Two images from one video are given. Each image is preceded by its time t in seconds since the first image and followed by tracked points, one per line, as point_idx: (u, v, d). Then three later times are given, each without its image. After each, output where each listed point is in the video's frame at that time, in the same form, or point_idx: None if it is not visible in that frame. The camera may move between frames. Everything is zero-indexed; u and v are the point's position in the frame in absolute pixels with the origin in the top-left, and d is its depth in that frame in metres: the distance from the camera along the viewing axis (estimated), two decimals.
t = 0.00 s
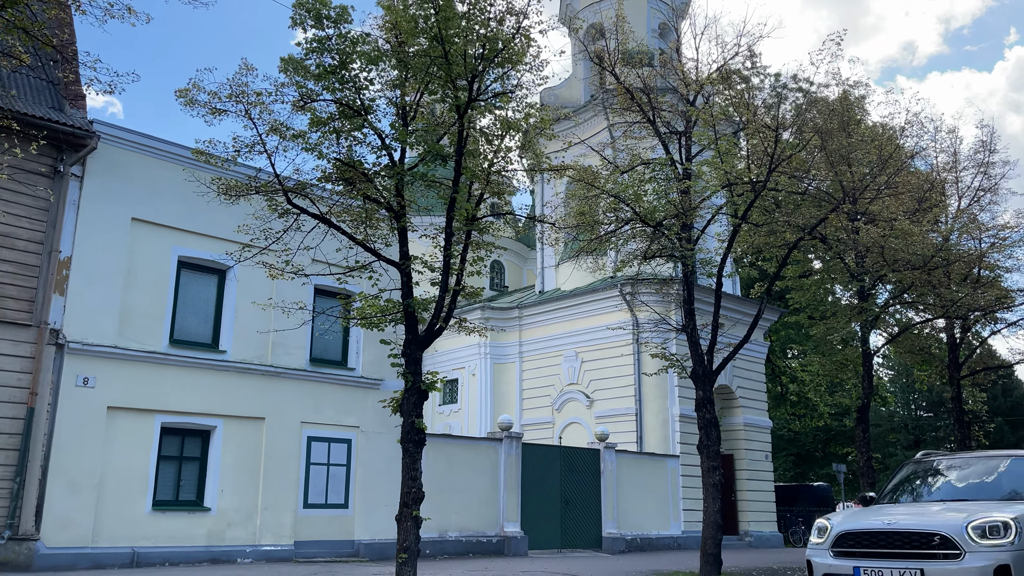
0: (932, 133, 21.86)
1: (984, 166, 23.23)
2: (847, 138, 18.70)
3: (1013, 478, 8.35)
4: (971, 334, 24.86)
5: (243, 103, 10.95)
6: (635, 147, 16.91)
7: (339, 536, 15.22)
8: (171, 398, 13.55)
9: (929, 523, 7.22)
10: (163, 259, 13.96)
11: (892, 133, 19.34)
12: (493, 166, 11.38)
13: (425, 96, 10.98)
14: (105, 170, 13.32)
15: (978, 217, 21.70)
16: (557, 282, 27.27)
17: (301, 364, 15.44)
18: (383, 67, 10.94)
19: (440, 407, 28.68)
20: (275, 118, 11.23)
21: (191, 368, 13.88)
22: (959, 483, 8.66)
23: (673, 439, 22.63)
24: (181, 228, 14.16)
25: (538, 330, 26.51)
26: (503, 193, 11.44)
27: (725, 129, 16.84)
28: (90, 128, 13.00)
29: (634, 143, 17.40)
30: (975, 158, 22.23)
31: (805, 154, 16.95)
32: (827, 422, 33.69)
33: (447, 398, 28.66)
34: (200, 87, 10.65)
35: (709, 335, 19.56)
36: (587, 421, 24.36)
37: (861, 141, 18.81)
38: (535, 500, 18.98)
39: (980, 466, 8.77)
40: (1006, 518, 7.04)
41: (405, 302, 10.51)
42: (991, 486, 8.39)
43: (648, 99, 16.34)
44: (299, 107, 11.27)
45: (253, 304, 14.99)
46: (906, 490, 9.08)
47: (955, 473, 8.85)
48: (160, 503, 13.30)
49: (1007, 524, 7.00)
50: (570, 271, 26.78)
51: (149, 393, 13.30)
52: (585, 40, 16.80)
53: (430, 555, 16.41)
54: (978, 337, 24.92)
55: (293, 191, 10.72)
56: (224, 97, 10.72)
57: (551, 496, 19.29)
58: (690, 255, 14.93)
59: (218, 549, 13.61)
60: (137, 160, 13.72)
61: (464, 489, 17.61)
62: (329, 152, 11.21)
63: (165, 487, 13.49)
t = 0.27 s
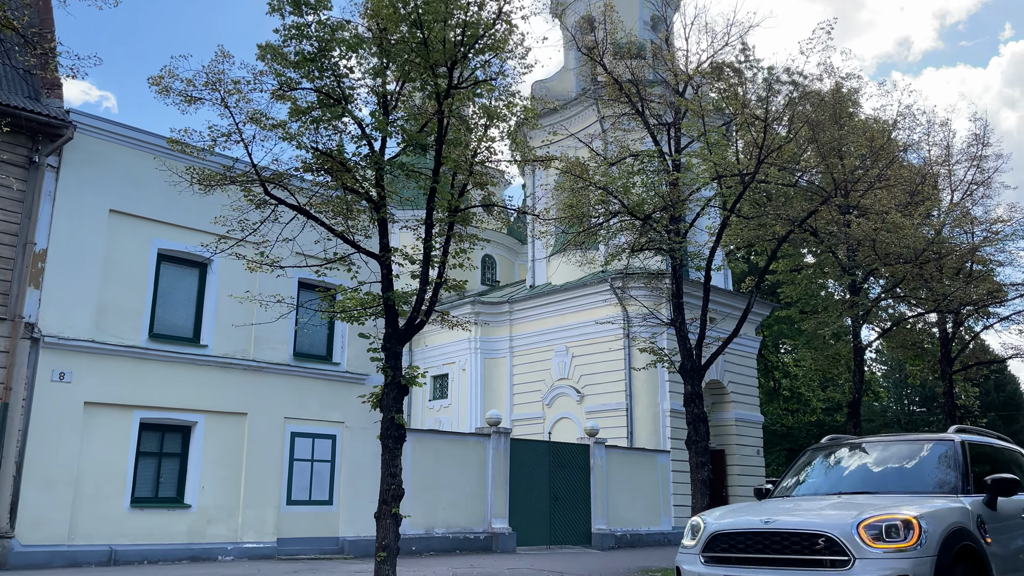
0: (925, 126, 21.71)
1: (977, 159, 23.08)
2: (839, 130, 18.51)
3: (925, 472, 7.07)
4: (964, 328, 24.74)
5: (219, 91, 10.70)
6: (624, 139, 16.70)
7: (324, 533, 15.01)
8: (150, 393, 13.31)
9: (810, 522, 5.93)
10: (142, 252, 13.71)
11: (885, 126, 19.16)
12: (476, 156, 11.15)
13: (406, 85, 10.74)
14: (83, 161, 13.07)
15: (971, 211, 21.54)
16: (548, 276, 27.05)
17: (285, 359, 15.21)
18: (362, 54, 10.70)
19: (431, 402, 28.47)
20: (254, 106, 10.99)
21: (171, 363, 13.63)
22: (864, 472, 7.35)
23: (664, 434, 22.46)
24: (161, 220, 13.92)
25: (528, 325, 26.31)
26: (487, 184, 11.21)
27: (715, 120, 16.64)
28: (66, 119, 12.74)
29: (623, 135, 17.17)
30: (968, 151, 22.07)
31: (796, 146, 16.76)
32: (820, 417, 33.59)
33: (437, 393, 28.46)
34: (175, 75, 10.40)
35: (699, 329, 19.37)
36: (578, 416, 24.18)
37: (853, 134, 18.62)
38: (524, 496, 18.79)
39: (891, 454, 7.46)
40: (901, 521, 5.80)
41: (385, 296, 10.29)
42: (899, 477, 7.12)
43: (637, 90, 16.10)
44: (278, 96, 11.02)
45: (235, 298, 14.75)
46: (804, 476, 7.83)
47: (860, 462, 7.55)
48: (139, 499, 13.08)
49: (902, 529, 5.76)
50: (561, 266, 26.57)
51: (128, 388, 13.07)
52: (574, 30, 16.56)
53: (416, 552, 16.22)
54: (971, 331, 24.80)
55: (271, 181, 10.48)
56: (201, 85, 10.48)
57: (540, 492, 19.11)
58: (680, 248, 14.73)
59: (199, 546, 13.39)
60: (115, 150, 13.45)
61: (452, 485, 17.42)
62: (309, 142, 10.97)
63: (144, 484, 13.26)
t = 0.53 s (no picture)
0: (922, 118, 21.50)
1: (974, 153, 22.87)
2: (836, 122, 18.29)
3: (813, 448, 5.15)
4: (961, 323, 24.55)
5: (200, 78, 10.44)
6: (617, 129, 16.46)
7: (312, 530, 14.80)
8: (134, 388, 13.07)
9: (633, 518, 4.20)
10: (126, 244, 13.45)
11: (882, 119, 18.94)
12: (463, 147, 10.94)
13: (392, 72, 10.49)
14: (64, 151, 12.80)
15: (969, 204, 21.34)
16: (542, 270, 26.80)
17: (273, 353, 14.97)
18: (347, 41, 10.45)
19: (424, 397, 28.26)
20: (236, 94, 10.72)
21: (155, 357, 13.40)
22: (753, 445, 5.37)
23: (659, 430, 22.24)
24: (145, 212, 13.66)
25: (522, 320, 26.09)
26: (474, 173, 10.97)
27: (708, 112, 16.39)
28: (46, 107, 12.45)
29: (617, 126, 16.92)
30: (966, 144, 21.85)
31: (792, 138, 16.55)
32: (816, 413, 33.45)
33: (431, 389, 28.25)
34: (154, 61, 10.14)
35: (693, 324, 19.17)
36: (572, 412, 23.97)
37: (850, 126, 18.39)
38: (517, 492, 18.58)
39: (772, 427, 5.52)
40: (747, 517, 4.03)
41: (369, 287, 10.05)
42: (784, 455, 5.14)
43: (630, 79, 15.81)
44: (261, 83, 10.77)
45: (222, 291, 14.51)
46: (653, 465, 5.87)
47: (725, 437, 5.63)
48: (122, 496, 12.84)
49: (748, 526, 4.00)
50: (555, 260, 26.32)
51: (111, 382, 12.84)
52: (567, 20, 16.29)
53: (406, 549, 16.03)
54: (968, 325, 24.63)
55: (253, 170, 10.22)
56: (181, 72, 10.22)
57: (533, 488, 18.90)
58: (673, 240, 14.51)
59: (183, 544, 13.17)
60: (98, 141, 13.18)
61: (442, 481, 17.21)
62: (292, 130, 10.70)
63: (127, 480, 13.02)
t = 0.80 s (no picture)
0: (922, 113, 21.28)
1: (975, 148, 22.64)
2: (834, 116, 18.07)
3: (604, 415, 2.99)
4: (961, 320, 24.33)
5: (184, 68, 10.21)
6: (612, 123, 16.24)
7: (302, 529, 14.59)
8: (120, 385, 12.86)
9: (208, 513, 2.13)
10: (112, 240, 13.23)
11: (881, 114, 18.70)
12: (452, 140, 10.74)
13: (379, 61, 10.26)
14: (49, 145, 12.57)
15: (969, 200, 21.10)
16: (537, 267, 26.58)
17: (262, 351, 14.76)
18: (333, 31, 10.23)
19: (420, 396, 28.06)
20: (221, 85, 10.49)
21: (142, 354, 13.19)
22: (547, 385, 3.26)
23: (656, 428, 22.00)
24: (132, 207, 13.44)
25: (517, 318, 25.86)
26: (463, 166, 10.74)
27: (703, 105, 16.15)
28: (30, 100, 12.22)
29: (612, 120, 16.67)
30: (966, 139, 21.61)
31: (789, 131, 16.31)
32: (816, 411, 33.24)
33: (427, 387, 28.06)
34: (136, 51, 9.92)
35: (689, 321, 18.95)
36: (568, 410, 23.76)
37: (848, 121, 18.17)
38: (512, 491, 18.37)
39: (546, 388, 3.33)
40: (364, 525, 1.95)
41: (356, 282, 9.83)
42: (577, 407, 3.05)
43: (624, 71, 15.52)
44: (247, 73, 10.54)
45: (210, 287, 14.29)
46: (418, 427, 3.61)
47: (486, 405, 3.41)
48: (108, 495, 12.63)
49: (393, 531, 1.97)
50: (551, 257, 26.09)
51: (96, 380, 12.63)
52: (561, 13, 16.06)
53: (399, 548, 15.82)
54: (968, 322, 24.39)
55: (238, 162, 9.99)
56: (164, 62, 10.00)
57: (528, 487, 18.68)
58: (668, 236, 14.28)
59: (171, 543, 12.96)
60: (83, 134, 12.95)
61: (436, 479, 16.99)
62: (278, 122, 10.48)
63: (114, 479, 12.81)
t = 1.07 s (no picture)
0: (925, 108, 20.98)
1: (978, 143, 22.35)
2: (835, 110, 17.81)
3: None
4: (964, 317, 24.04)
5: (166, 58, 9.96)
6: (609, 117, 15.98)
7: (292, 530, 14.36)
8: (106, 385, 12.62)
9: None
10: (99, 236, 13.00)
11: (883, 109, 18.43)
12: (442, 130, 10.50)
13: (364, 51, 10.04)
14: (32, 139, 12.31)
15: (973, 196, 20.81)
16: (537, 265, 26.32)
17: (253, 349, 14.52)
18: (320, 19, 9.99)
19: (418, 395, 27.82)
20: (205, 77, 10.24)
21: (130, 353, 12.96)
22: None
23: (655, 427, 21.71)
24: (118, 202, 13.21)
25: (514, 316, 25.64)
26: (454, 156, 10.48)
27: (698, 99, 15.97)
28: (15, 93, 11.98)
29: (609, 113, 16.40)
30: (970, 134, 21.31)
31: (788, 125, 16.05)
32: (818, 410, 32.99)
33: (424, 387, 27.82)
34: (117, 40, 9.67)
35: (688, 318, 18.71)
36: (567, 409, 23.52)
37: (849, 116, 17.91)
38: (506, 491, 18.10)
39: None
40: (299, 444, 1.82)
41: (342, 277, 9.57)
42: None
43: (621, 64, 15.24)
44: (232, 63, 10.29)
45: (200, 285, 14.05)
46: None
47: None
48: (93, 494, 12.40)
49: None
50: (550, 255, 25.79)
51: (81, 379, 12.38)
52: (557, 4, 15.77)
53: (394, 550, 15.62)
54: (972, 320, 24.10)
55: (221, 154, 9.73)
56: (145, 53, 9.77)
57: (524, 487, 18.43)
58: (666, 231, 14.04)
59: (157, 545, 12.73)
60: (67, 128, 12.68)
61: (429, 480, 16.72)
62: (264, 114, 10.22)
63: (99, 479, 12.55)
